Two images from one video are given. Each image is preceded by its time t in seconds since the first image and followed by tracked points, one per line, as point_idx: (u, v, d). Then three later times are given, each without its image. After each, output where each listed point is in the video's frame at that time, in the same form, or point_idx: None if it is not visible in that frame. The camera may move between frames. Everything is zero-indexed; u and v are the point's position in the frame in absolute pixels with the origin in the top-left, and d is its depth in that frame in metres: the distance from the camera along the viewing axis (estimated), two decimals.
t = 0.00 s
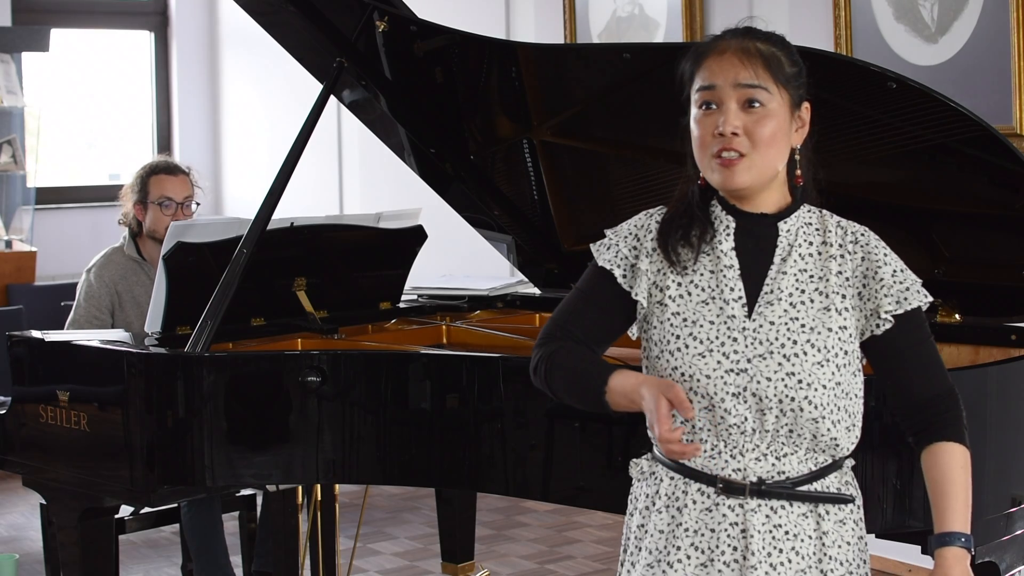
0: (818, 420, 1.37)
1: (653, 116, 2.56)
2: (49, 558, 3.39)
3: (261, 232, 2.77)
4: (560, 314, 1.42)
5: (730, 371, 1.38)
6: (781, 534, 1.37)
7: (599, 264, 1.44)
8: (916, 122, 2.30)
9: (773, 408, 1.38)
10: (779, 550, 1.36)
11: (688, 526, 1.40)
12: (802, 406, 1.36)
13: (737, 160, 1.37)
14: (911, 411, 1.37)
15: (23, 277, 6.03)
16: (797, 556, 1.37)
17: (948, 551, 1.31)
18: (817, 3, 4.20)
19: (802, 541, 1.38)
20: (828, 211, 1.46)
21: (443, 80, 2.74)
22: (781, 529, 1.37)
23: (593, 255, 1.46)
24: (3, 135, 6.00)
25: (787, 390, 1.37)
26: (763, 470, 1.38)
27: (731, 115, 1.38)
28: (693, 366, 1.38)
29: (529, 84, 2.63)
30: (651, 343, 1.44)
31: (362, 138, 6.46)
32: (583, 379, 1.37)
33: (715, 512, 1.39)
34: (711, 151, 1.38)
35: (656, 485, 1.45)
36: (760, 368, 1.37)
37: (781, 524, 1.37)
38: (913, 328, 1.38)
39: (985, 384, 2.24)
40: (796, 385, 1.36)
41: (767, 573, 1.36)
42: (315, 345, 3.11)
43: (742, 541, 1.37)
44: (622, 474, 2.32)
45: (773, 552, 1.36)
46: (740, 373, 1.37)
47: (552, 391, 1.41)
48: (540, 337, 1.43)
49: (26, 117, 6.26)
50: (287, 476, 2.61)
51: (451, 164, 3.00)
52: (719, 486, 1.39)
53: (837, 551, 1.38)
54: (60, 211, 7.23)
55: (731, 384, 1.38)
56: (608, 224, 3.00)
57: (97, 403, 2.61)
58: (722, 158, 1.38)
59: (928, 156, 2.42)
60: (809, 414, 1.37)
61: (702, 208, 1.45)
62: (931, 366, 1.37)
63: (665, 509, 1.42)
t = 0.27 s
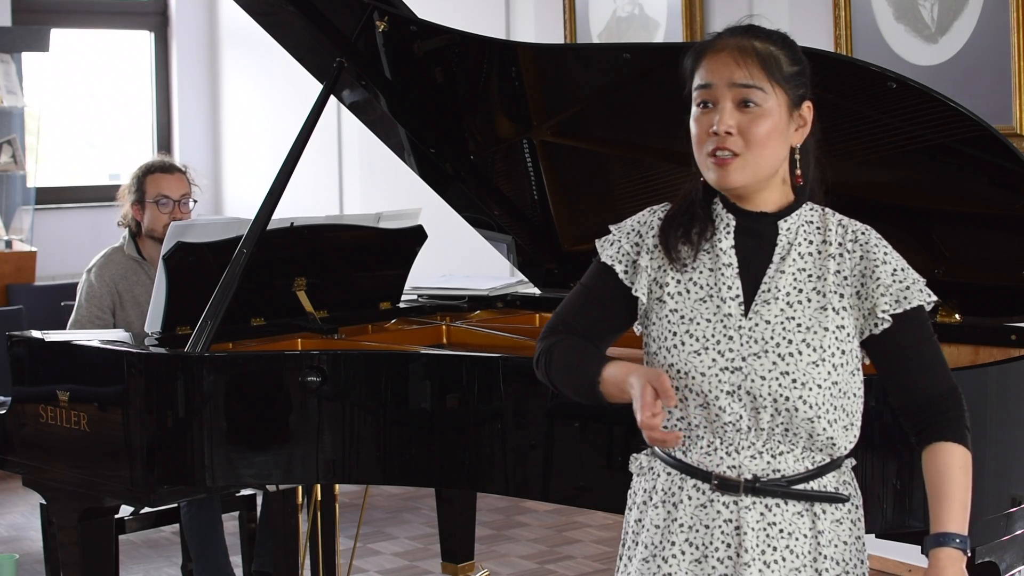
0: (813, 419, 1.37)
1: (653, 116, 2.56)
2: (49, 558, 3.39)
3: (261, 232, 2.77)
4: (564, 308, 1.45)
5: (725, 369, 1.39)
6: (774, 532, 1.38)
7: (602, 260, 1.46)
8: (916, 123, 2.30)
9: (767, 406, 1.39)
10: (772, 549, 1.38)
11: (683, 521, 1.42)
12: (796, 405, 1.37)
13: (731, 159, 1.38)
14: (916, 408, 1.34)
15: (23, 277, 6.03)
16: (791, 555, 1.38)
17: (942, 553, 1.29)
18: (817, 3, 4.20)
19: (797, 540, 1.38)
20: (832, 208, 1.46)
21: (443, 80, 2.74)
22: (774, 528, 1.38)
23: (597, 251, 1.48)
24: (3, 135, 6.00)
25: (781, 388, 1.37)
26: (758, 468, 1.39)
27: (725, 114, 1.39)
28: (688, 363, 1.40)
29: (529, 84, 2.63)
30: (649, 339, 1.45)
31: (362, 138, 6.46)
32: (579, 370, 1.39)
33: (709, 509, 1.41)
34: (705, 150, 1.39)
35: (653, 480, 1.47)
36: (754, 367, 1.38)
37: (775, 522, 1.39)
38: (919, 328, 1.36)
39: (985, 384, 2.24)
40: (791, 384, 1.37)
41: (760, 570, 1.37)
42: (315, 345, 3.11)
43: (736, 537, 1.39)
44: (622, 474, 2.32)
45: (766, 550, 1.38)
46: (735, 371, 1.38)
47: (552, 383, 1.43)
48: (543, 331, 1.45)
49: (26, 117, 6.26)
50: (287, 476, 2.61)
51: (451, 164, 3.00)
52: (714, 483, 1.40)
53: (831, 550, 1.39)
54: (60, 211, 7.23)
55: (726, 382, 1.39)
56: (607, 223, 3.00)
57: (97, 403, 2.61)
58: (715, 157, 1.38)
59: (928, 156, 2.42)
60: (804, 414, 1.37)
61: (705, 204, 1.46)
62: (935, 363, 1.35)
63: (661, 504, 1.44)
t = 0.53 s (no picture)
0: (795, 422, 1.37)
1: (654, 116, 2.56)
2: (49, 558, 3.39)
3: (261, 232, 2.77)
4: (569, 304, 1.51)
5: (709, 369, 1.40)
6: (757, 528, 1.40)
7: (605, 258, 1.51)
8: (916, 122, 2.30)
9: (750, 407, 1.39)
10: (754, 544, 1.40)
11: (669, 514, 1.45)
12: (777, 407, 1.37)
13: (717, 166, 1.39)
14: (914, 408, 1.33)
15: (23, 277, 6.03)
16: (774, 551, 1.39)
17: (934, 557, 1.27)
18: (817, 3, 4.20)
19: (780, 537, 1.40)
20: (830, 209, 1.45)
21: (443, 80, 2.74)
22: (757, 524, 1.40)
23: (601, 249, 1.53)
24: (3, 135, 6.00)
25: (763, 390, 1.38)
26: (742, 465, 1.41)
27: (711, 123, 1.39)
28: (675, 362, 1.42)
29: (529, 84, 2.63)
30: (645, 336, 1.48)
31: (362, 138, 6.46)
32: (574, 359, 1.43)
33: (694, 502, 1.43)
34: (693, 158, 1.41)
35: (646, 472, 1.50)
36: (738, 368, 1.39)
37: (758, 518, 1.40)
38: (916, 330, 1.35)
39: (985, 384, 2.24)
40: (772, 386, 1.37)
41: (741, 565, 1.40)
42: (315, 345, 3.11)
43: (719, 531, 1.41)
44: (622, 474, 2.32)
45: (748, 545, 1.40)
46: (718, 371, 1.39)
47: (553, 375, 1.48)
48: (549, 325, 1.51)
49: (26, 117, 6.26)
50: (287, 477, 2.61)
51: (451, 164, 3.00)
52: (699, 477, 1.43)
53: (815, 551, 1.40)
54: (60, 211, 7.22)
55: (709, 382, 1.40)
56: (607, 223, 3.00)
57: (97, 403, 2.61)
58: (702, 166, 1.40)
59: (928, 156, 2.42)
60: (785, 417, 1.37)
61: (705, 206, 1.48)
62: (933, 362, 1.33)
63: (650, 497, 1.48)
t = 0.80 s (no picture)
0: (771, 424, 1.38)
1: (654, 116, 2.56)
2: (49, 558, 3.39)
3: (260, 232, 2.77)
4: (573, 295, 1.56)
5: (689, 367, 1.42)
6: (735, 524, 1.41)
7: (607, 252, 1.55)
8: (916, 122, 2.30)
9: (728, 407, 1.40)
10: (731, 540, 1.41)
11: (653, 505, 1.48)
12: (753, 408, 1.38)
13: (701, 173, 1.40)
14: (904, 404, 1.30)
15: (23, 277, 6.03)
16: (752, 547, 1.40)
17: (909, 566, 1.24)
18: (817, 2, 4.20)
19: (758, 534, 1.40)
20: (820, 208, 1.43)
21: (443, 80, 2.74)
22: (736, 520, 1.41)
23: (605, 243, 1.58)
24: (3, 135, 6.00)
25: (741, 391, 1.39)
26: (722, 461, 1.42)
27: (695, 130, 1.39)
28: (660, 357, 1.45)
29: (529, 84, 2.63)
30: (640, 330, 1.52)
31: (362, 138, 6.46)
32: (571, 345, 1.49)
33: (676, 495, 1.45)
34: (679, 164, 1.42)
35: (637, 464, 1.53)
36: (717, 367, 1.40)
37: (737, 514, 1.41)
38: (904, 332, 1.32)
39: (985, 384, 2.24)
40: (749, 387, 1.38)
41: (718, 560, 1.41)
42: (315, 345, 3.10)
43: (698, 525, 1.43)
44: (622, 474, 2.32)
45: (725, 541, 1.41)
46: (698, 369, 1.41)
47: (554, 361, 1.54)
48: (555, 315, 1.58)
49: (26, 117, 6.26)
50: (287, 477, 2.61)
51: (451, 164, 3.00)
52: (682, 471, 1.45)
53: (795, 549, 1.40)
54: (60, 211, 7.22)
55: (689, 380, 1.42)
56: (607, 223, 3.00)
57: (97, 403, 2.61)
58: (687, 172, 1.41)
59: (928, 156, 2.42)
60: (761, 419, 1.38)
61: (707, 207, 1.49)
62: (923, 361, 1.31)
63: (637, 488, 1.51)
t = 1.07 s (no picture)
0: (738, 423, 1.37)
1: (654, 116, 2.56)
2: (49, 558, 3.39)
3: (260, 232, 2.77)
4: (572, 284, 1.62)
5: (664, 362, 1.42)
6: (707, 519, 1.40)
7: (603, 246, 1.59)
8: (916, 123, 2.31)
9: (700, 404, 1.40)
10: (703, 535, 1.40)
11: (632, 498, 1.49)
12: (721, 406, 1.37)
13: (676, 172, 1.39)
14: (872, 408, 1.26)
15: (23, 277, 6.03)
16: (724, 544, 1.39)
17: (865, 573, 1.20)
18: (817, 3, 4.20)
19: (729, 530, 1.39)
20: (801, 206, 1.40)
21: (443, 80, 2.75)
22: (707, 515, 1.40)
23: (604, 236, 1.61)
24: (3, 135, 5.99)
25: (710, 388, 1.38)
26: (696, 456, 1.42)
27: (670, 130, 1.39)
28: (640, 351, 1.46)
29: (530, 84, 2.63)
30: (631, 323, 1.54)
31: (363, 138, 6.46)
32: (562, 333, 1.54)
33: (653, 489, 1.46)
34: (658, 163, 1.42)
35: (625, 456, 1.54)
36: (688, 364, 1.40)
37: (708, 511, 1.40)
38: (875, 333, 1.28)
39: (985, 384, 2.24)
40: (718, 385, 1.38)
41: (688, 554, 1.41)
42: (315, 345, 3.11)
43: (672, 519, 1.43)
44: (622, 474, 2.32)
45: (696, 536, 1.41)
46: (672, 365, 1.42)
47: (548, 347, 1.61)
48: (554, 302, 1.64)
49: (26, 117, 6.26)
50: (287, 477, 2.61)
51: (451, 164, 2.99)
52: (659, 466, 1.45)
53: (766, 547, 1.38)
54: (60, 211, 7.22)
55: (664, 375, 1.43)
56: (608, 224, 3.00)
57: (97, 403, 2.61)
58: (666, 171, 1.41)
59: (928, 156, 2.42)
60: (729, 417, 1.37)
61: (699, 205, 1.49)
62: (895, 362, 1.26)
63: (621, 480, 1.52)
